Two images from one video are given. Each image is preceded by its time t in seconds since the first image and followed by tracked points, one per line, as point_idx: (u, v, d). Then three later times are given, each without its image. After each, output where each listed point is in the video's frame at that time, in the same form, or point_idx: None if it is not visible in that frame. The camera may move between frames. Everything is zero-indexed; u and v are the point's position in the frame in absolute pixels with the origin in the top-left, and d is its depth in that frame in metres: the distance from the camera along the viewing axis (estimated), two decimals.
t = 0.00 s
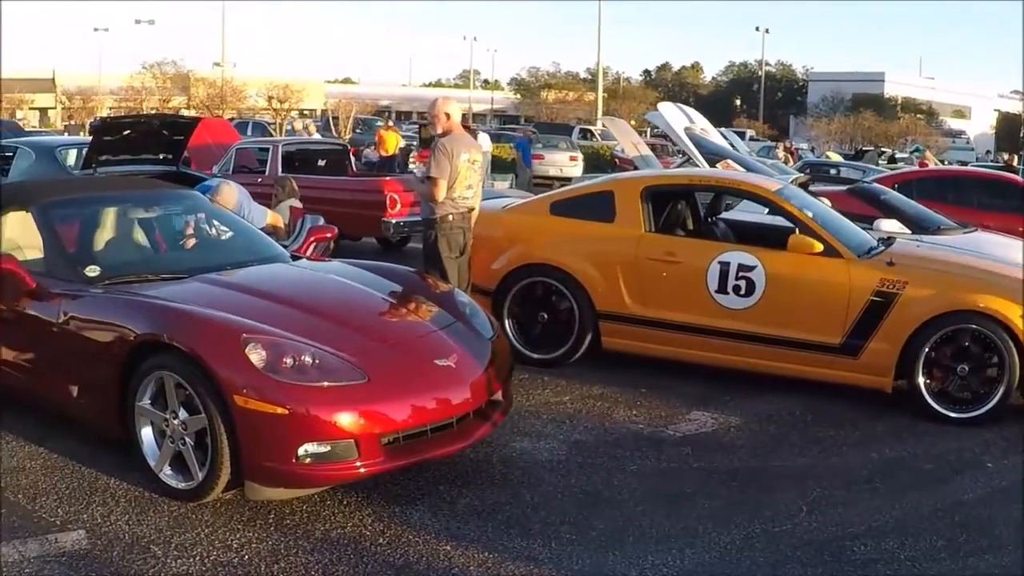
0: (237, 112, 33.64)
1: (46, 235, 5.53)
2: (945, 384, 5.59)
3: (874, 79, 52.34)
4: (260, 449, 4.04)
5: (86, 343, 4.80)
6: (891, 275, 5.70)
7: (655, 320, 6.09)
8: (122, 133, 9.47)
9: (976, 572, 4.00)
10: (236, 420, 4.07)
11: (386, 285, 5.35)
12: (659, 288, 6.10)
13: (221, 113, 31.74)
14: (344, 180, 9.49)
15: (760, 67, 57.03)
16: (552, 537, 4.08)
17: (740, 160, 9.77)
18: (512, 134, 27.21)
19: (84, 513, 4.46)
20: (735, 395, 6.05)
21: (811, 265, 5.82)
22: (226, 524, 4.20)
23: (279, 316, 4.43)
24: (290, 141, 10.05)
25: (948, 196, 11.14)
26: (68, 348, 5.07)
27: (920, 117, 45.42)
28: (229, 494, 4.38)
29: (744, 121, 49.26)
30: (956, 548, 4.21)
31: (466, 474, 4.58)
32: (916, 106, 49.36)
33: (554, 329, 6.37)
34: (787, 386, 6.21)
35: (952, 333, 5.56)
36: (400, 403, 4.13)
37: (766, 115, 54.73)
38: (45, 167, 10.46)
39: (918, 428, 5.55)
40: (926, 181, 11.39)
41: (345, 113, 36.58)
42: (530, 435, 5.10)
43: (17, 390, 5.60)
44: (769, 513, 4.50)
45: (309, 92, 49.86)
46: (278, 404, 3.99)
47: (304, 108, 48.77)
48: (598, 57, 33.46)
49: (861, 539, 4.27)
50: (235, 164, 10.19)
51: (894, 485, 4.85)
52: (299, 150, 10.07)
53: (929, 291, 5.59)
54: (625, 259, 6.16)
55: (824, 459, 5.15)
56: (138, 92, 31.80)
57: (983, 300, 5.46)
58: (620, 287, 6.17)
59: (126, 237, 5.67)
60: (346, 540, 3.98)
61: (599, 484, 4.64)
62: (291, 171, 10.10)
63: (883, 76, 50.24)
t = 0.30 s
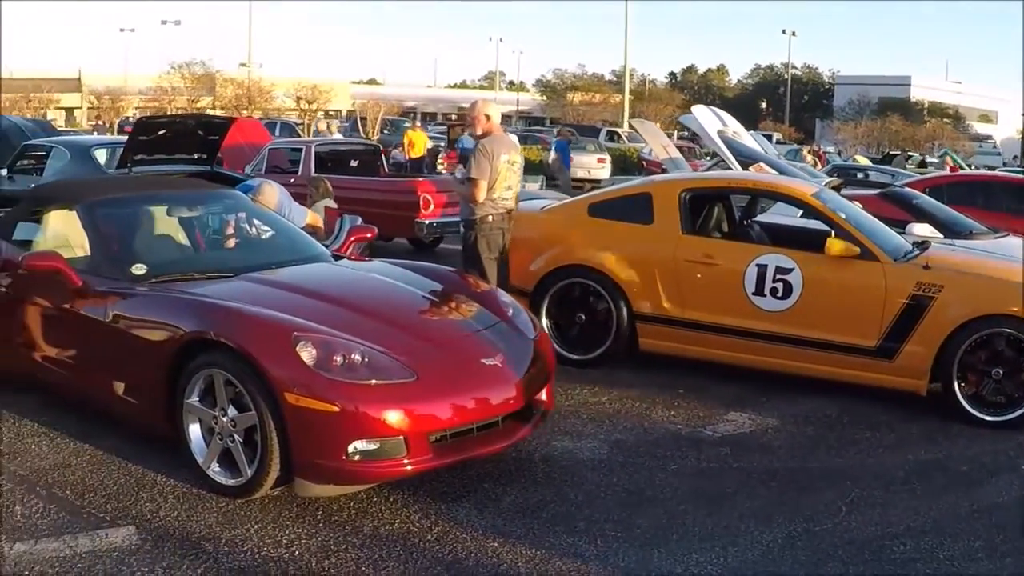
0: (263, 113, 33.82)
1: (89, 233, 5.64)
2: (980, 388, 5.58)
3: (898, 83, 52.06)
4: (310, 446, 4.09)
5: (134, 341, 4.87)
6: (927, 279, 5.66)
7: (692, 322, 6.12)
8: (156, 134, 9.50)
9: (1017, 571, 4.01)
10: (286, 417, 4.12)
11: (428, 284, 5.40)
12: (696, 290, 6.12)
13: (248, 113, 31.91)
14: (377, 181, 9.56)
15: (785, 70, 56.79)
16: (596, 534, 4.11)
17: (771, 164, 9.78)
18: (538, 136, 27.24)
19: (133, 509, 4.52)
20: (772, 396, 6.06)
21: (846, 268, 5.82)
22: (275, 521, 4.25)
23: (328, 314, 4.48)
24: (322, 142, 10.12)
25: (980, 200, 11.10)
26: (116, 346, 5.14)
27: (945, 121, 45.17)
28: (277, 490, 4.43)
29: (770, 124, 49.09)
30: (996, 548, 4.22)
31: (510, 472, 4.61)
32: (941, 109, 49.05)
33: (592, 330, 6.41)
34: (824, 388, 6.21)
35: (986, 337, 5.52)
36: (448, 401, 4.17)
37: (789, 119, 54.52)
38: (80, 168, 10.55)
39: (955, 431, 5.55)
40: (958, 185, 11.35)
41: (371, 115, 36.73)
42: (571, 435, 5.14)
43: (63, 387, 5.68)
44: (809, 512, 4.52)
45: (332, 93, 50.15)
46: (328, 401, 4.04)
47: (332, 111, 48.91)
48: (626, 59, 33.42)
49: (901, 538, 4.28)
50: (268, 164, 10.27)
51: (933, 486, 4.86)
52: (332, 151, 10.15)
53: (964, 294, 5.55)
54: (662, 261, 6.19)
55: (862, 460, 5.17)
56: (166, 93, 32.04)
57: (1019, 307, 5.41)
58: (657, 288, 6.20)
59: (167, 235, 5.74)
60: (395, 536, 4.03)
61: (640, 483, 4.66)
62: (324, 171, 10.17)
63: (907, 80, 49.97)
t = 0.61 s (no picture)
0: (292, 111, 34.00)
1: (133, 229, 5.74)
2: (1013, 389, 5.57)
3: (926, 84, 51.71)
4: (357, 442, 4.15)
5: (181, 338, 4.96)
6: (961, 279, 5.65)
7: (728, 322, 6.15)
8: (192, 131, 9.57)
9: None
10: (333, 412, 4.18)
11: (469, 283, 5.46)
12: (732, 290, 6.15)
13: (276, 112, 32.08)
14: (410, 180, 9.63)
15: (812, 71, 56.56)
16: (639, 530, 4.16)
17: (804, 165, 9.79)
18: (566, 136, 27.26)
19: (179, 503, 4.60)
20: (807, 396, 6.08)
21: (882, 269, 5.82)
22: (321, 516, 4.31)
23: (373, 312, 4.55)
24: (356, 141, 10.21)
25: (1012, 203, 11.05)
26: (162, 342, 5.22)
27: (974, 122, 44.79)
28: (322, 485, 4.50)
29: (797, 125, 48.92)
30: None
31: (551, 469, 4.67)
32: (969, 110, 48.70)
33: (629, 329, 6.46)
34: (859, 388, 6.23)
35: (1020, 338, 5.51)
36: (492, 399, 4.23)
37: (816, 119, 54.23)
38: (116, 165, 10.59)
39: (991, 431, 5.55)
40: (989, 187, 11.31)
41: (401, 114, 36.89)
42: (609, 433, 5.19)
43: (106, 383, 5.77)
44: (846, 510, 4.55)
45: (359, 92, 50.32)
46: (376, 398, 4.09)
47: (358, 109, 49.11)
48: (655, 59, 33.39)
49: (937, 536, 4.30)
50: (301, 163, 10.35)
51: (969, 485, 4.87)
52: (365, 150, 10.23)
53: (999, 295, 5.55)
54: (699, 262, 6.23)
55: (897, 460, 5.18)
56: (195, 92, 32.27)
57: None
58: (694, 288, 6.23)
59: (209, 232, 5.83)
60: (442, 531, 4.08)
61: (680, 481, 4.70)
62: (356, 170, 10.25)
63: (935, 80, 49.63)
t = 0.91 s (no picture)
0: (317, 111, 34.16)
1: (172, 228, 5.81)
2: None
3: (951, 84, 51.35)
4: (400, 439, 4.21)
5: (223, 337, 5.03)
6: (993, 280, 5.67)
7: (761, 322, 6.17)
8: (225, 131, 9.71)
9: None
10: (376, 409, 4.24)
11: (505, 282, 5.51)
12: (765, 291, 6.18)
13: (301, 112, 32.23)
14: (441, 181, 9.69)
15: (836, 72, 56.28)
16: (676, 528, 4.20)
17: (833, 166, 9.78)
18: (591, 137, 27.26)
19: (221, 499, 4.66)
20: (839, 396, 6.10)
21: (915, 269, 5.83)
22: (363, 512, 4.36)
23: (414, 310, 4.61)
24: (386, 141, 10.28)
25: None
26: (202, 341, 5.30)
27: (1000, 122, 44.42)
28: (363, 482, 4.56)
29: (821, 125, 48.73)
30: None
31: (589, 467, 4.72)
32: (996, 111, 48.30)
33: (662, 330, 6.50)
34: (891, 389, 6.24)
35: None
36: (533, 398, 4.28)
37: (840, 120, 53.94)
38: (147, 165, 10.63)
39: None
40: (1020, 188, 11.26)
41: (425, 114, 37.00)
42: (644, 432, 5.23)
43: (146, 381, 5.85)
44: (881, 509, 4.57)
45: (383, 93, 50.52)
46: (419, 395, 4.15)
47: (381, 109, 49.27)
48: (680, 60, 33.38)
49: (971, 535, 4.32)
50: (331, 162, 10.41)
51: (1004, 485, 4.88)
52: (394, 150, 10.31)
53: None
54: (732, 262, 6.26)
55: (931, 460, 5.20)
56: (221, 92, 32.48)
57: None
58: (727, 289, 6.27)
59: (247, 232, 5.89)
60: (482, 528, 4.13)
61: (716, 479, 4.75)
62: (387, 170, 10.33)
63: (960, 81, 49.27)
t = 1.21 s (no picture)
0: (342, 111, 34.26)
1: (208, 227, 5.85)
2: None
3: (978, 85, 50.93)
4: (440, 437, 4.24)
5: (262, 337, 5.07)
6: None
7: (795, 323, 6.17)
8: (255, 131, 9.72)
9: None
10: (416, 408, 4.27)
11: (540, 282, 5.55)
12: (798, 291, 6.18)
13: (327, 112, 32.33)
14: (471, 181, 9.72)
15: (861, 72, 55.97)
16: (714, 526, 4.21)
17: (863, 166, 9.75)
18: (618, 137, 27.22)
19: (260, 497, 4.62)
20: (872, 396, 6.09)
21: (948, 270, 5.82)
22: (401, 510, 4.37)
23: (453, 309, 4.64)
24: (415, 141, 10.32)
25: None
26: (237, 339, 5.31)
27: None
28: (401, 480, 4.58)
29: (845, 126, 48.51)
30: None
31: (625, 467, 4.74)
32: None
33: (695, 330, 6.51)
34: (924, 389, 6.23)
35: None
36: (572, 396, 4.30)
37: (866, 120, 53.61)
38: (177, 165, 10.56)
39: None
40: None
41: (450, 114, 37.06)
42: (678, 432, 5.25)
43: (182, 380, 5.87)
44: (918, 509, 4.57)
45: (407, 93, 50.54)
46: (459, 394, 4.18)
47: (405, 110, 49.39)
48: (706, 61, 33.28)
49: (1007, 534, 4.31)
50: (360, 162, 10.50)
51: None
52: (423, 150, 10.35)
53: None
54: (765, 263, 6.26)
55: (966, 460, 5.19)
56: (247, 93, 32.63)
57: None
58: (760, 289, 6.27)
59: (281, 231, 5.91)
60: (521, 527, 4.13)
61: (752, 478, 4.76)
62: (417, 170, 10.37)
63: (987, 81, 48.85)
